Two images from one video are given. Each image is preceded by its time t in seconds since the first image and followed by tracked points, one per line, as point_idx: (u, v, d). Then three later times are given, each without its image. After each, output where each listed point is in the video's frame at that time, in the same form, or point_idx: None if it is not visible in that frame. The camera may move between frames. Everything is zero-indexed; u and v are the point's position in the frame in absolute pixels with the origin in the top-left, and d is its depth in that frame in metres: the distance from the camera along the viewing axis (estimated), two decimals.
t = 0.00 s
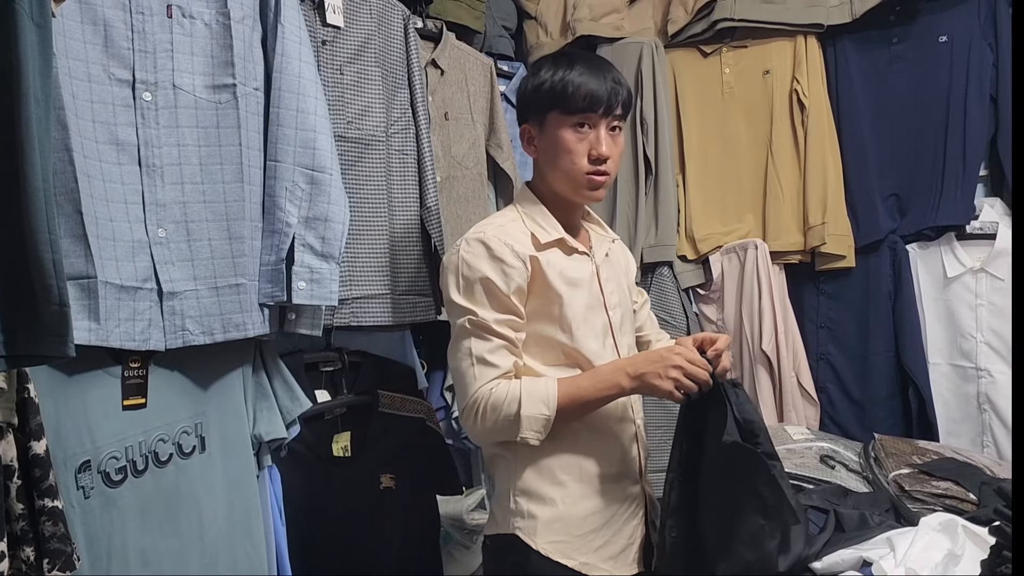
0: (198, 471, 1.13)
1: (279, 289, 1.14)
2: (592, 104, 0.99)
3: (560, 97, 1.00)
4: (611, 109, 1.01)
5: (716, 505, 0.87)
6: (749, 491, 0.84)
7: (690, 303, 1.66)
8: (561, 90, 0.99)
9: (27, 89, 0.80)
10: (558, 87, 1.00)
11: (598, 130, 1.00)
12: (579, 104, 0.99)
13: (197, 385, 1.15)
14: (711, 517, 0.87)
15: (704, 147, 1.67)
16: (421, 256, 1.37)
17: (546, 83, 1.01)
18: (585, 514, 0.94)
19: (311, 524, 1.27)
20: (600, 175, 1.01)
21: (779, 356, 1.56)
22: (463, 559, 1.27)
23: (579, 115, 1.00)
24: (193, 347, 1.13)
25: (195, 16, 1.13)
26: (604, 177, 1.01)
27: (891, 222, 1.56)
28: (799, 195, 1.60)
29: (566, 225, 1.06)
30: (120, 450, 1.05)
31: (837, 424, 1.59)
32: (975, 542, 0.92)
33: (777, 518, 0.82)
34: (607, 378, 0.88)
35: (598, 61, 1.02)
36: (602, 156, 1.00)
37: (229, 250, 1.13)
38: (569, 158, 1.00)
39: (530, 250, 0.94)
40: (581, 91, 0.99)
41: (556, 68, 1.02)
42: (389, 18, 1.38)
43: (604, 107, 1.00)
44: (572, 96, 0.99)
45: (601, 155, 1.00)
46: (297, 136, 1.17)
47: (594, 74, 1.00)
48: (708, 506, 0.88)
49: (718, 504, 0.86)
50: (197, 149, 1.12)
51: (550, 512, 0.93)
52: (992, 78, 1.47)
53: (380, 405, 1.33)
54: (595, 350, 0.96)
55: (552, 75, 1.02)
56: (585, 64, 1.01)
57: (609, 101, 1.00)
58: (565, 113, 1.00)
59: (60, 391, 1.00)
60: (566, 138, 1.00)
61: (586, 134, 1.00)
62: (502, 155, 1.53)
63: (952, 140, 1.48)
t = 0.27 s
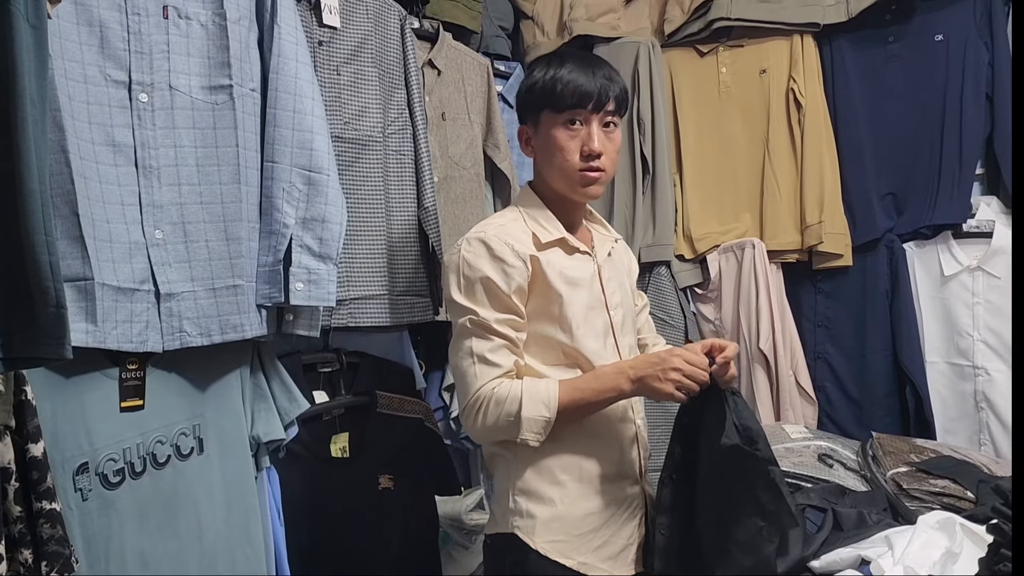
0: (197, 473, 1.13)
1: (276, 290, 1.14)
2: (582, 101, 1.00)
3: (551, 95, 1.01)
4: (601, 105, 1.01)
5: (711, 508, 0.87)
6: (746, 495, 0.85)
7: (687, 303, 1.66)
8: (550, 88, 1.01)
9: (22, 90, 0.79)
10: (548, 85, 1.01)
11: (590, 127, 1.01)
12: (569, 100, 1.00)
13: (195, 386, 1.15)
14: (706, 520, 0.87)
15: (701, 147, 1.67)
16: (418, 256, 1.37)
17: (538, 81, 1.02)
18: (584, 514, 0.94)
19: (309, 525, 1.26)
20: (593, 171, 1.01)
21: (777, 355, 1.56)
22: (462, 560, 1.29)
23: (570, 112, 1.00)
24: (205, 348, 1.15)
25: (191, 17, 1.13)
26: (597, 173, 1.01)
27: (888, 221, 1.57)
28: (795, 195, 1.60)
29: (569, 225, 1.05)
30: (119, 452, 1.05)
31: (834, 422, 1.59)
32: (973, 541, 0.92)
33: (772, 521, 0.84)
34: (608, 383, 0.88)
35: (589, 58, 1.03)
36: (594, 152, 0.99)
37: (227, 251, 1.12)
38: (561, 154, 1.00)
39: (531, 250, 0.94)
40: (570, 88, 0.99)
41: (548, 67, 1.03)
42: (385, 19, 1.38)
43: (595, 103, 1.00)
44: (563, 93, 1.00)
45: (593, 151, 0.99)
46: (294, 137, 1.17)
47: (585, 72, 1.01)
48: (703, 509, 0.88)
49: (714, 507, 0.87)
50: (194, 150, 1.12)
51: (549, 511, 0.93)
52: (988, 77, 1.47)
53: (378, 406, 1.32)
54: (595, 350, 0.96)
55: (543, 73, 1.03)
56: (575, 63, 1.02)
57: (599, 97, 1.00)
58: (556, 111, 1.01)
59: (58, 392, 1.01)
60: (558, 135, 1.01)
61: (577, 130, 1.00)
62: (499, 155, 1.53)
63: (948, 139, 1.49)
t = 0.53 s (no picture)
0: (195, 473, 1.13)
1: (274, 290, 1.13)
2: (577, 96, 1.00)
3: (547, 91, 1.01)
4: (598, 100, 1.01)
5: (711, 489, 0.88)
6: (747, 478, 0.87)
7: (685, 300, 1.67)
8: (545, 84, 1.01)
9: (17, 92, 0.79)
10: (543, 82, 1.02)
11: (586, 122, 1.01)
12: (564, 96, 1.00)
13: (192, 387, 1.15)
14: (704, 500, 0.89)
15: (697, 145, 1.68)
16: (415, 256, 1.37)
17: (532, 78, 1.04)
18: (588, 512, 0.94)
19: (308, 523, 1.26)
20: (591, 166, 1.00)
21: (775, 352, 1.57)
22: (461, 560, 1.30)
23: (565, 108, 1.01)
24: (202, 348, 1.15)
25: (186, 17, 1.13)
26: (592, 167, 1.00)
27: (884, 217, 1.57)
28: (792, 192, 1.60)
29: (568, 224, 1.05)
30: (116, 454, 1.05)
31: (832, 419, 1.59)
32: (970, 536, 0.92)
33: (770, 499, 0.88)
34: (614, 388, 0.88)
35: (587, 56, 1.04)
36: (591, 146, 0.99)
37: (223, 251, 1.12)
38: (559, 150, 1.00)
39: (534, 249, 0.94)
40: (565, 83, 1.00)
41: (544, 65, 1.04)
42: (381, 18, 1.37)
43: (590, 98, 1.00)
44: (559, 88, 1.00)
45: (590, 145, 0.99)
46: (289, 136, 1.17)
47: (581, 68, 1.01)
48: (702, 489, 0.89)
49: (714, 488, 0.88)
50: (190, 150, 1.12)
51: (552, 509, 0.93)
52: (983, 73, 1.47)
53: (376, 406, 1.32)
54: (598, 349, 0.95)
55: (541, 70, 1.04)
56: (572, 60, 1.02)
57: (596, 92, 1.00)
58: (552, 107, 1.01)
59: (55, 394, 1.01)
60: (555, 131, 1.01)
61: (574, 125, 1.01)
62: (496, 153, 1.53)
63: (944, 135, 1.49)
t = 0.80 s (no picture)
0: (190, 474, 1.13)
1: (268, 290, 1.13)
2: (573, 93, 1.00)
3: (541, 88, 1.01)
4: (594, 96, 1.01)
5: (714, 493, 0.88)
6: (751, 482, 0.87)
7: (681, 298, 1.66)
8: (540, 82, 1.01)
9: (8, 91, 0.78)
10: (538, 79, 1.02)
11: (584, 118, 1.01)
12: (560, 93, 1.00)
13: (186, 388, 1.15)
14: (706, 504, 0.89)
15: (694, 141, 1.67)
16: (411, 254, 1.37)
17: (526, 77, 1.04)
18: (589, 510, 0.94)
19: (306, 523, 1.24)
20: (591, 161, 1.00)
21: (772, 349, 1.56)
22: (459, 558, 1.25)
23: (562, 104, 1.01)
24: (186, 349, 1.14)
25: (178, 15, 1.12)
26: (594, 162, 1.00)
27: (881, 213, 1.57)
28: (789, 188, 1.59)
29: (567, 221, 1.04)
30: (110, 455, 1.04)
31: (830, 415, 1.59)
32: (968, 532, 0.91)
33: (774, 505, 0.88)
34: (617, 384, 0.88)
35: (578, 51, 1.04)
36: (591, 142, 0.99)
37: (217, 251, 1.12)
38: (557, 146, 1.00)
39: (534, 246, 0.94)
40: (561, 80, 1.00)
41: (537, 63, 1.04)
42: (374, 15, 1.37)
43: (587, 94, 1.00)
44: (553, 85, 1.00)
45: (590, 141, 0.99)
46: (283, 135, 1.17)
47: (575, 65, 1.01)
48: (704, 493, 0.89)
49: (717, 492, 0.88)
50: (183, 150, 1.11)
51: (553, 507, 0.92)
52: (980, 68, 1.47)
53: (373, 405, 1.33)
54: (598, 346, 0.95)
55: (531, 67, 1.04)
56: (565, 57, 1.02)
57: (592, 87, 1.00)
58: (549, 104, 1.01)
59: (48, 396, 1.00)
60: (551, 127, 1.01)
61: (572, 121, 1.00)
62: (491, 151, 1.53)
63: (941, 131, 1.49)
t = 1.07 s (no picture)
0: (188, 475, 1.13)
1: (264, 290, 1.13)
2: (562, 89, 1.00)
3: (532, 87, 1.02)
4: (583, 89, 1.01)
5: (725, 489, 0.88)
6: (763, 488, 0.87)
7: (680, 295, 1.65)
8: (528, 82, 1.02)
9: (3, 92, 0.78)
10: (526, 78, 1.02)
11: (573, 113, 1.01)
12: (549, 90, 1.01)
13: (184, 389, 1.14)
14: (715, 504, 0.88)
15: (690, 137, 1.67)
16: (408, 253, 1.36)
17: (514, 78, 1.04)
18: (588, 507, 0.94)
19: (305, 524, 1.25)
20: (586, 154, 0.99)
21: (770, 345, 1.56)
22: (457, 556, 1.31)
23: (552, 101, 1.01)
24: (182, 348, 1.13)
25: (173, 15, 1.12)
26: (587, 154, 0.99)
27: (878, 208, 1.57)
28: (786, 184, 1.59)
29: (565, 217, 1.04)
30: (108, 456, 1.04)
31: (829, 411, 1.59)
32: (966, 527, 0.91)
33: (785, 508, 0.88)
34: (621, 381, 0.88)
35: (565, 48, 1.05)
36: (583, 135, 0.99)
37: (213, 251, 1.12)
38: (551, 143, 1.00)
39: (534, 243, 0.94)
40: (548, 78, 1.01)
41: (524, 63, 1.05)
42: (370, 13, 1.36)
43: (576, 90, 1.01)
44: (544, 82, 1.01)
45: (582, 134, 0.99)
46: (279, 134, 1.16)
47: (563, 62, 1.02)
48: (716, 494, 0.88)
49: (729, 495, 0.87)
50: (178, 150, 1.11)
51: (555, 504, 0.92)
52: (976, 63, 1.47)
53: (371, 403, 1.33)
54: (599, 343, 0.95)
55: (519, 68, 1.04)
56: (552, 56, 1.02)
57: (582, 82, 1.01)
58: (539, 102, 1.02)
59: (44, 398, 1.00)
60: (545, 124, 1.01)
61: (563, 117, 1.00)
62: (488, 149, 1.53)
63: (938, 126, 1.48)
